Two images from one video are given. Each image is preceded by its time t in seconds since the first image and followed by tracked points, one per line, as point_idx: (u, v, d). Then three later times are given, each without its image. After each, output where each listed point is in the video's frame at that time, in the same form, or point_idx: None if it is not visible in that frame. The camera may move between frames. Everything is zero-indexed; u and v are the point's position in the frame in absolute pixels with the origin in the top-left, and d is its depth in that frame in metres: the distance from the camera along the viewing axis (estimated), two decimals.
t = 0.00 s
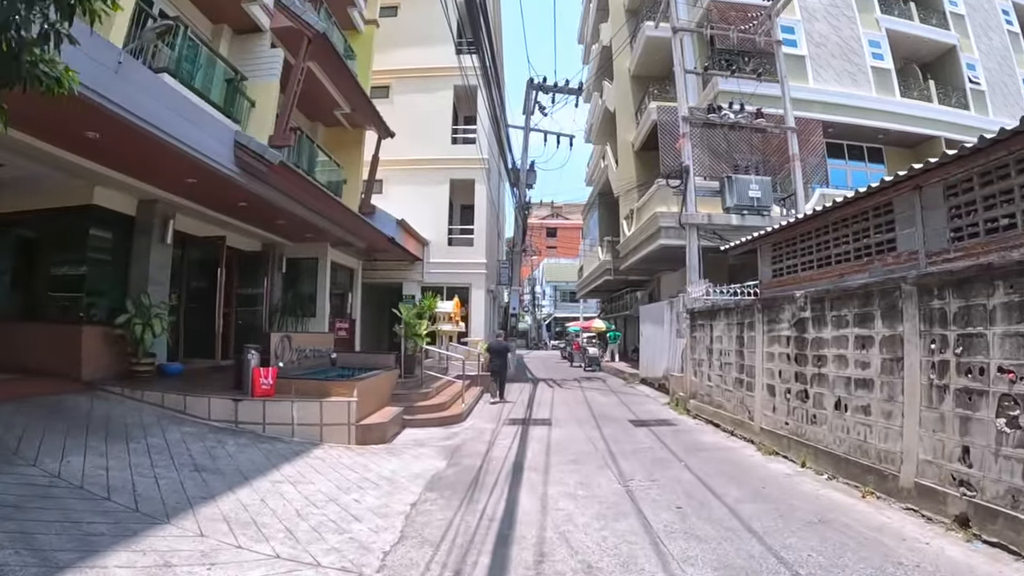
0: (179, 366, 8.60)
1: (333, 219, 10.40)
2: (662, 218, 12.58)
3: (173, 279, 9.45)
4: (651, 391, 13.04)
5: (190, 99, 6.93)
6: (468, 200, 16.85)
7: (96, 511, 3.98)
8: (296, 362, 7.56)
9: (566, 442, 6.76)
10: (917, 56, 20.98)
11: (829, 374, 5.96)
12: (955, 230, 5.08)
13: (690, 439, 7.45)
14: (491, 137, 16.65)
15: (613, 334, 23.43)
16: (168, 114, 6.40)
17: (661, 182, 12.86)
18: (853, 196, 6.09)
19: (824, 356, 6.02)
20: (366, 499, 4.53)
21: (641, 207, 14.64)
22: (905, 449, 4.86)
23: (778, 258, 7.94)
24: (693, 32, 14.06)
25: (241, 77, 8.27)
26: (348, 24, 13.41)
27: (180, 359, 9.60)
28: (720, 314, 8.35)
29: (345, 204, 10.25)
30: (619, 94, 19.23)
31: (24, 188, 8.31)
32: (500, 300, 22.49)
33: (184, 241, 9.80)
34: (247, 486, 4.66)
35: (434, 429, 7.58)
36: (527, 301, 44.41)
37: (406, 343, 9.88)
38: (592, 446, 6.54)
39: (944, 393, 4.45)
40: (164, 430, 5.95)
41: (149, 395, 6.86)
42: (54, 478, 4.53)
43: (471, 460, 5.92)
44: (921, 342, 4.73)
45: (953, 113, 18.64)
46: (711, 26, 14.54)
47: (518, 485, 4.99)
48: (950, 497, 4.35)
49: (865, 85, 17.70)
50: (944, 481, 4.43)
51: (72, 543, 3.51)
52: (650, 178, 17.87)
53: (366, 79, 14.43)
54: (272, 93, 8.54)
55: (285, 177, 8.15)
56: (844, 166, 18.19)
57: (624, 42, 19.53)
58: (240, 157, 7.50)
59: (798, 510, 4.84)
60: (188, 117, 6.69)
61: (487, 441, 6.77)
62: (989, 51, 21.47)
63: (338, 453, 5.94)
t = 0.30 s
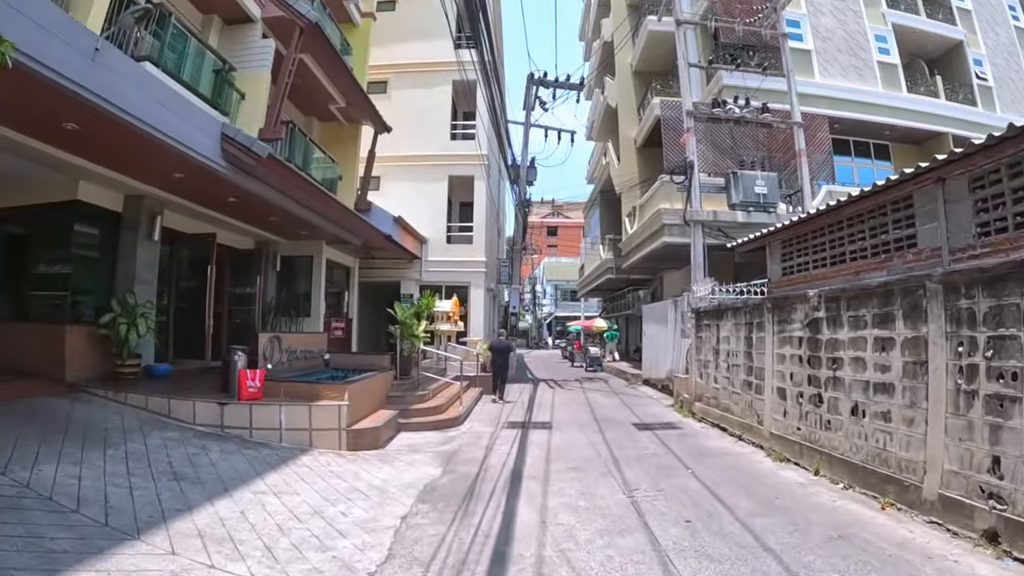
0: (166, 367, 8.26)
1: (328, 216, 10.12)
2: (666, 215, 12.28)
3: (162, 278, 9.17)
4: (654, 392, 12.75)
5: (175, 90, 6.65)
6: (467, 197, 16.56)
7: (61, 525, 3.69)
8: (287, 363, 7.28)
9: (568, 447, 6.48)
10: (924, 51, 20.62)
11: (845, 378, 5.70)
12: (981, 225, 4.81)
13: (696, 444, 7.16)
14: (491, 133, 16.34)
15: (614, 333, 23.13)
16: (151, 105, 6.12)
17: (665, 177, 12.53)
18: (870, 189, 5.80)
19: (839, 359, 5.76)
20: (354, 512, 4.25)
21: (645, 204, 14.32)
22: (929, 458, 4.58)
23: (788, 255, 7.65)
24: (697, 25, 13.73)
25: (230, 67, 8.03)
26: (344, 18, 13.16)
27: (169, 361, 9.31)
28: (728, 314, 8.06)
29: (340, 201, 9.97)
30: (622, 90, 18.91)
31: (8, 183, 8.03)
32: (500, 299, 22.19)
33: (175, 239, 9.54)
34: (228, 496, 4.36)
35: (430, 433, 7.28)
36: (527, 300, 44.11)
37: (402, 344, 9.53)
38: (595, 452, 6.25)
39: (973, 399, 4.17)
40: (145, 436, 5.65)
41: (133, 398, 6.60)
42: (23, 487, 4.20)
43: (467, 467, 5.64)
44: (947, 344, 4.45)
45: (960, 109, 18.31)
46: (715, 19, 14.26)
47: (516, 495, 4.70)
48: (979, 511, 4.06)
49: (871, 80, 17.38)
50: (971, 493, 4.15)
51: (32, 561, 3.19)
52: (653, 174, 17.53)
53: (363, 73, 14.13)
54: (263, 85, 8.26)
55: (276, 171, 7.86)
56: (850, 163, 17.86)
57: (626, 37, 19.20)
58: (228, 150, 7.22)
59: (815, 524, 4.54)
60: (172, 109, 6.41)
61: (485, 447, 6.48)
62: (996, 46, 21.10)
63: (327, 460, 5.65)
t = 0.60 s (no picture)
0: (159, 366, 8.05)
1: (326, 211, 9.85)
2: (674, 211, 11.94)
3: (156, 274, 8.92)
4: (662, 392, 12.42)
5: (164, 76, 6.37)
6: (469, 194, 16.26)
7: (30, 536, 3.40)
8: (283, 362, 6.98)
9: (576, 451, 6.16)
10: (933, 45, 20.25)
11: (870, 376, 5.38)
12: (1016, 212, 4.50)
13: (710, 447, 6.83)
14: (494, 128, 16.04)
15: (618, 333, 22.78)
16: (139, 92, 5.85)
17: (673, 172, 12.19)
18: (895, 177, 5.47)
19: (864, 357, 5.44)
20: (348, 522, 3.94)
21: (651, 200, 13.97)
22: (964, 462, 4.27)
23: (805, 249, 7.32)
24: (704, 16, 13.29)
25: (223, 55, 7.77)
26: (345, 11, 12.85)
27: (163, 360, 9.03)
28: (742, 311, 7.73)
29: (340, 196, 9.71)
30: (627, 86, 18.57)
31: None
32: (503, 298, 21.86)
33: (169, 235, 9.27)
34: (213, 504, 4.06)
35: (431, 435, 6.97)
36: (531, 299, 43.77)
37: (403, 343, 9.11)
38: (605, 456, 5.93)
39: (1016, 399, 3.86)
40: (131, 439, 5.37)
41: (121, 399, 6.32)
42: None
43: (470, 472, 5.33)
44: (985, 340, 4.14)
45: (971, 103, 17.94)
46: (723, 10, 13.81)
47: (522, 504, 4.39)
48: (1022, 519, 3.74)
49: (881, 74, 17.03)
50: (1014, 500, 3.84)
51: None
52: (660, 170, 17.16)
53: (363, 68, 13.84)
54: (258, 74, 7.95)
55: (270, 163, 7.59)
56: (860, 158, 17.48)
57: (630, 32, 18.86)
58: (220, 140, 6.95)
59: (846, 534, 4.21)
60: (162, 96, 6.14)
61: (489, 450, 6.17)
62: (1005, 41, 20.72)
63: (323, 464, 5.34)
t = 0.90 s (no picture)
0: (154, 370, 8.01)
1: (326, 211, 9.63)
2: (683, 209, 11.63)
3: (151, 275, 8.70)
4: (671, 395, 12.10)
5: (154, 70, 6.15)
6: (474, 194, 16.01)
7: (1, 555, 3.16)
8: (280, 367, 6.73)
9: (585, 459, 5.87)
10: (942, 42, 19.83)
11: (897, 381, 5.06)
12: None
13: (725, 454, 6.52)
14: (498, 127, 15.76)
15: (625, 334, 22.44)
16: (128, 85, 5.62)
17: (682, 169, 11.88)
18: (924, 169, 5.17)
19: (891, 360, 5.12)
20: (344, 541, 3.67)
21: (659, 198, 13.66)
22: (1003, 473, 3.96)
23: (823, 247, 7.01)
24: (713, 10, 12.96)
25: (217, 49, 7.55)
26: (346, 8, 12.60)
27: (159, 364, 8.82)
28: (757, 311, 7.42)
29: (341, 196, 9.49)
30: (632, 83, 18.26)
31: None
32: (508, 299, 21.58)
33: (165, 236, 9.05)
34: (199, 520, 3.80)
35: (434, 442, 6.70)
36: (536, 300, 43.46)
37: (406, 347, 8.61)
38: (616, 465, 5.65)
39: None
40: (119, 450, 5.15)
41: (111, 406, 6.10)
42: None
43: (475, 483, 5.05)
44: None
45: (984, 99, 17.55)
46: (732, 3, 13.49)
47: (531, 519, 4.11)
48: None
49: (892, 69, 16.66)
50: None
51: None
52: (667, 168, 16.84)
53: (365, 66, 13.61)
54: (253, 69, 7.79)
55: (267, 160, 7.37)
56: (871, 155, 17.13)
57: (636, 29, 18.56)
58: (214, 136, 6.73)
59: (878, 550, 3.90)
60: (152, 90, 5.91)
61: (494, 458, 5.89)
62: (1016, 36, 20.29)
63: (319, 475, 5.08)
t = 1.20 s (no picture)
0: (141, 371, 7.72)
1: (323, 207, 9.37)
2: (690, 205, 11.31)
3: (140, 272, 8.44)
4: (677, 396, 11.78)
5: (141, 55, 5.87)
6: (475, 190, 15.72)
7: None
8: (271, 368, 6.45)
9: (591, 464, 5.57)
10: (951, 37, 19.42)
11: (924, 382, 4.75)
12: None
13: (738, 459, 6.21)
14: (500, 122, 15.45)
15: (629, 334, 22.11)
16: (111, 70, 5.35)
17: (689, 164, 11.53)
18: (954, 156, 4.85)
19: (917, 360, 4.81)
20: (331, 557, 3.38)
21: (665, 194, 13.33)
22: None
23: (841, 241, 6.69)
24: None
25: (207, 35, 7.28)
26: None
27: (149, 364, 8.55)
28: (770, 308, 7.10)
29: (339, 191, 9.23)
30: (637, 79, 17.90)
31: None
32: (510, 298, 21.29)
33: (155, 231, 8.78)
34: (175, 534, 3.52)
35: (433, 445, 6.40)
36: (539, 300, 43.21)
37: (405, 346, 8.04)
38: (624, 471, 5.35)
39: None
40: (98, 455, 4.87)
41: (94, 407, 5.83)
42: None
43: (475, 491, 4.75)
44: None
45: (995, 95, 17.18)
46: None
47: (534, 532, 3.81)
48: None
49: (901, 63, 16.32)
50: None
51: None
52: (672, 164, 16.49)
53: (364, 60, 13.32)
54: (245, 57, 7.54)
55: (260, 151, 7.10)
56: (880, 151, 16.77)
57: (640, 24, 18.21)
58: (203, 125, 6.46)
59: (910, 565, 3.60)
60: (137, 76, 5.63)
61: (496, 463, 5.60)
62: None
63: (310, 482, 4.79)
